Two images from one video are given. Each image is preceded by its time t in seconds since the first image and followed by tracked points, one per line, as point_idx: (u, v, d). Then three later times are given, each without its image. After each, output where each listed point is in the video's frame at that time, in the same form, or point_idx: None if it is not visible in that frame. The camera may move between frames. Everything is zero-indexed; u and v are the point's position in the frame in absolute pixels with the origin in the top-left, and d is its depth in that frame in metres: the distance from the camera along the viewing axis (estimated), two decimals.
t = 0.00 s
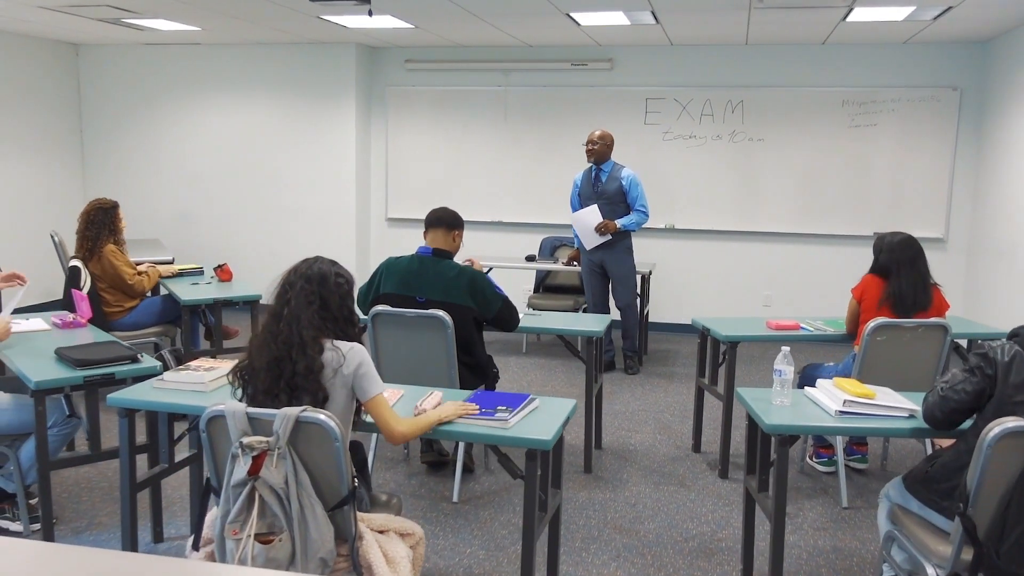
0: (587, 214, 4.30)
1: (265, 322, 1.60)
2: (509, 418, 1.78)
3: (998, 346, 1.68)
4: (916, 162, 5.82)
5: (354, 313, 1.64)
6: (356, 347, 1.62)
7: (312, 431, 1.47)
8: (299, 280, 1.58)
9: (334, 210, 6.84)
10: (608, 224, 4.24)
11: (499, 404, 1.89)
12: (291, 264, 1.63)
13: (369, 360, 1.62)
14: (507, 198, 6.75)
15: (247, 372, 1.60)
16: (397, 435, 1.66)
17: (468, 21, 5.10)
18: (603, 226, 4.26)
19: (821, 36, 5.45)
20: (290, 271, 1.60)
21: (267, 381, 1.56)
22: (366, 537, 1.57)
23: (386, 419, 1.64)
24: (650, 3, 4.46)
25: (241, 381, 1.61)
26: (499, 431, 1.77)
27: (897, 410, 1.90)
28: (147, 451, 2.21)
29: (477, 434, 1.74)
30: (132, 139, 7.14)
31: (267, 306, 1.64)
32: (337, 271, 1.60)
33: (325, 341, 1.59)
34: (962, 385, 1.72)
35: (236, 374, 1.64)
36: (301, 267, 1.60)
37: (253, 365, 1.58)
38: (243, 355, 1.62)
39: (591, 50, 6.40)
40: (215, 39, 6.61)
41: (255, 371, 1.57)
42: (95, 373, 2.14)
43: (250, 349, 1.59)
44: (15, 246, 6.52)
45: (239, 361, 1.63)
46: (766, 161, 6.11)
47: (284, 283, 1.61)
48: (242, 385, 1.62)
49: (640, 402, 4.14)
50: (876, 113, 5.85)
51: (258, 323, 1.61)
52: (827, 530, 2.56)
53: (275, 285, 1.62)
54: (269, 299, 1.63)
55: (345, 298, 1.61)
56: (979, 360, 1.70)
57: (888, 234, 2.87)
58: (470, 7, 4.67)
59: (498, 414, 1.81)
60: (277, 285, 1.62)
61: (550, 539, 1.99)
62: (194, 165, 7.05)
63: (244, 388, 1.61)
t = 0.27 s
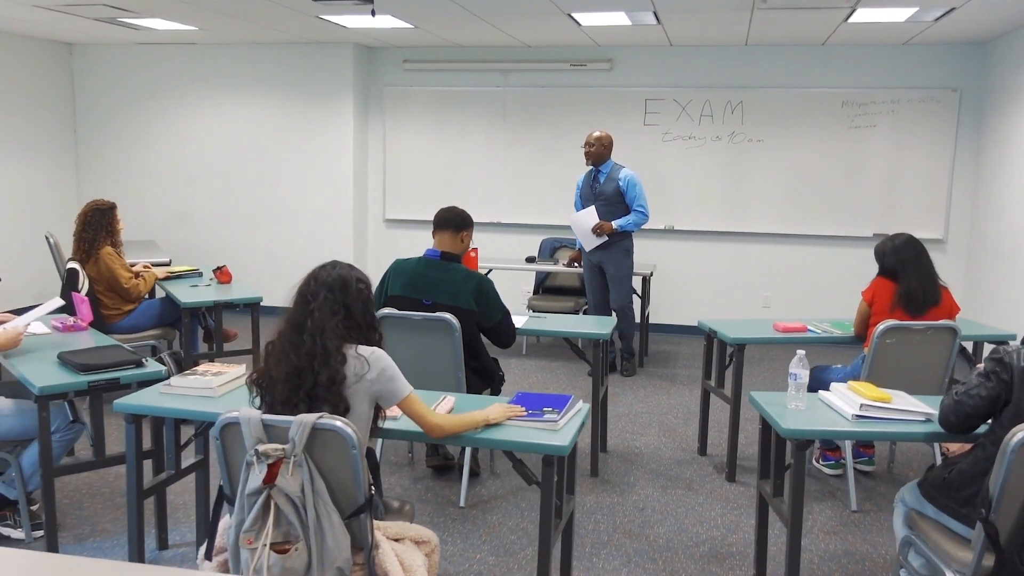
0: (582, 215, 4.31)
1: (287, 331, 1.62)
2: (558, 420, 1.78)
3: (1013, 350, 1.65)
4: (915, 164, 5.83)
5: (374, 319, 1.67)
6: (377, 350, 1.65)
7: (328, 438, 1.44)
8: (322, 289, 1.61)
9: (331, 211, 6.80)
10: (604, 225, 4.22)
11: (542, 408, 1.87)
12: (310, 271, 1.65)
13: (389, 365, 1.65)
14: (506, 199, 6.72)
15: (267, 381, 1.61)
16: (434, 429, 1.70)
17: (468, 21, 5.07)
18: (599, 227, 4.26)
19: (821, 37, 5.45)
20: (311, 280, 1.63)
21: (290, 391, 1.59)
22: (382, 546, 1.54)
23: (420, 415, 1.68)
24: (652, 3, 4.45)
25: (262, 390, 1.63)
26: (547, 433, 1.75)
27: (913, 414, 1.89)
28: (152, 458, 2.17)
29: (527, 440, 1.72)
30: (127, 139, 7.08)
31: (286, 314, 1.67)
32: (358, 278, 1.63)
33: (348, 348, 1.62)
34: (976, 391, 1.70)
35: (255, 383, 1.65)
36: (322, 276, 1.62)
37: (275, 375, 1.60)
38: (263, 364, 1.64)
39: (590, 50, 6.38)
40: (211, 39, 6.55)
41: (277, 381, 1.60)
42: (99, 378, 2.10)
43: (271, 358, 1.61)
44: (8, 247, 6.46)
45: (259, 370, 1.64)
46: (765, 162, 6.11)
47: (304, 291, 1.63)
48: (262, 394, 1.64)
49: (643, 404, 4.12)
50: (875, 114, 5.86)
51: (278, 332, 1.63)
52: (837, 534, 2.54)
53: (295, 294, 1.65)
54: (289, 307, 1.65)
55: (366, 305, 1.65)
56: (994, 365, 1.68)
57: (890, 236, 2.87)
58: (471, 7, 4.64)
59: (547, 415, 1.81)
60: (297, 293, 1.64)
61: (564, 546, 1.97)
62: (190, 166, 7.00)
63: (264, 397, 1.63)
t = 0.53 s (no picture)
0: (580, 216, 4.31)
1: (305, 341, 1.60)
2: (583, 426, 1.77)
3: None
4: (914, 165, 5.84)
5: (392, 325, 1.67)
6: (395, 355, 1.64)
7: (346, 446, 1.41)
8: (342, 296, 1.60)
9: (329, 212, 6.76)
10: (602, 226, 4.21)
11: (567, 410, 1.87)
12: (327, 278, 1.64)
13: (407, 370, 1.64)
14: (505, 200, 6.70)
15: (284, 391, 1.60)
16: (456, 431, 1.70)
17: (468, 21, 5.05)
18: (598, 228, 4.25)
19: (822, 38, 5.46)
20: (330, 288, 1.61)
21: (310, 401, 1.57)
22: (400, 555, 1.51)
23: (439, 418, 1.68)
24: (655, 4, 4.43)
25: (278, 400, 1.61)
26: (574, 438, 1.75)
27: (931, 419, 1.87)
28: (157, 465, 2.14)
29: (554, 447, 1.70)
30: (122, 140, 7.02)
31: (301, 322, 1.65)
32: (377, 284, 1.63)
33: (367, 356, 1.61)
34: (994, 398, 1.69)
35: (270, 391, 1.64)
36: (341, 283, 1.61)
37: (293, 384, 1.58)
38: (279, 373, 1.62)
39: (589, 51, 6.36)
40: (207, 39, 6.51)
41: (295, 391, 1.58)
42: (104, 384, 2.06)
43: (288, 368, 1.59)
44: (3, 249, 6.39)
45: (274, 379, 1.62)
46: (765, 163, 6.11)
47: (322, 299, 1.62)
48: (277, 404, 1.62)
49: (646, 407, 4.10)
50: (875, 115, 5.86)
51: (294, 341, 1.61)
52: (849, 538, 2.53)
53: (312, 301, 1.63)
54: (305, 315, 1.64)
55: (384, 311, 1.64)
56: (1013, 372, 1.67)
57: (891, 240, 2.88)
58: (472, 7, 4.62)
59: (571, 420, 1.81)
60: (314, 301, 1.63)
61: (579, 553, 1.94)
62: (186, 167, 6.94)
63: (280, 407, 1.61)
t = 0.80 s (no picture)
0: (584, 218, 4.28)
1: (316, 345, 1.58)
2: (596, 430, 1.75)
3: None
4: (914, 165, 5.84)
5: (404, 333, 1.64)
6: (406, 364, 1.61)
7: (359, 453, 1.39)
8: (354, 301, 1.58)
9: (326, 213, 6.72)
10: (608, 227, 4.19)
11: (578, 414, 1.85)
12: (339, 282, 1.63)
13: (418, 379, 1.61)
14: (503, 201, 6.67)
15: (295, 396, 1.56)
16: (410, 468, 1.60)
17: (469, 21, 5.02)
18: (604, 229, 4.24)
19: (822, 38, 5.46)
20: (342, 292, 1.60)
21: (320, 407, 1.54)
22: (412, 563, 1.49)
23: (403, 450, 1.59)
24: (656, 4, 4.42)
25: (288, 407, 1.57)
26: (586, 444, 1.72)
27: (944, 422, 1.86)
28: (160, 470, 2.10)
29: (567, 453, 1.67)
30: (117, 141, 6.96)
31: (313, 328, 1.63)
32: (389, 290, 1.61)
33: (378, 362, 1.58)
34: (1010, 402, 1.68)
35: (280, 399, 1.60)
36: (353, 287, 1.60)
37: (303, 390, 1.55)
38: (290, 379, 1.59)
39: (588, 51, 6.35)
40: (203, 38, 6.46)
41: (305, 397, 1.54)
42: (106, 389, 2.03)
43: (299, 373, 1.57)
44: None
45: (285, 386, 1.59)
46: (764, 164, 6.11)
47: (334, 304, 1.60)
48: (287, 411, 1.58)
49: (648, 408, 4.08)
50: (875, 115, 5.87)
51: (305, 346, 1.59)
52: (857, 541, 2.51)
53: (324, 306, 1.61)
54: (317, 321, 1.62)
55: (396, 317, 1.62)
56: None
57: (892, 242, 2.88)
58: (473, 7, 4.59)
59: (583, 425, 1.79)
60: (326, 306, 1.61)
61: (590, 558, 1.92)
62: (182, 167, 6.89)
63: (290, 415, 1.57)
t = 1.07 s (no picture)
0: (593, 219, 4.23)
1: (324, 344, 1.55)
2: (609, 432, 1.73)
3: None
4: (913, 165, 5.85)
5: (415, 335, 1.61)
6: (415, 367, 1.57)
7: (373, 457, 1.36)
8: (362, 300, 1.56)
9: (324, 213, 6.69)
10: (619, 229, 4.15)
11: (589, 416, 1.83)
12: (349, 281, 1.60)
13: (428, 383, 1.57)
14: (502, 201, 6.65)
15: (301, 395, 1.53)
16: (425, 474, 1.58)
17: (468, 20, 5.00)
18: (613, 229, 4.20)
19: (821, 38, 5.46)
20: (351, 291, 1.58)
21: (324, 406, 1.50)
22: (424, 568, 1.48)
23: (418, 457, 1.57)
24: (658, 3, 4.40)
25: (294, 407, 1.55)
26: (598, 447, 1.70)
27: (958, 423, 1.85)
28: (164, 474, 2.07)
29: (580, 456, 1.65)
30: (112, 140, 6.91)
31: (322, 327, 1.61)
32: (400, 291, 1.59)
33: (387, 364, 1.54)
34: None
35: (287, 398, 1.57)
36: (363, 287, 1.57)
37: (309, 389, 1.52)
38: (297, 378, 1.56)
39: (587, 50, 6.33)
40: (200, 37, 6.41)
41: (310, 396, 1.52)
42: (110, 392, 2.00)
43: (305, 371, 1.54)
44: None
45: (292, 385, 1.57)
46: (763, 164, 6.11)
47: (343, 303, 1.58)
48: (294, 410, 1.55)
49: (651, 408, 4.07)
50: (874, 115, 5.88)
51: (313, 344, 1.57)
52: (866, 543, 2.50)
53: (332, 305, 1.59)
54: (326, 320, 1.59)
55: (406, 319, 1.59)
56: None
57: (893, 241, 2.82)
58: (473, 6, 4.57)
59: (596, 427, 1.77)
60: (334, 305, 1.59)
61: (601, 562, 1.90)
62: (178, 167, 6.84)
63: (296, 414, 1.55)
